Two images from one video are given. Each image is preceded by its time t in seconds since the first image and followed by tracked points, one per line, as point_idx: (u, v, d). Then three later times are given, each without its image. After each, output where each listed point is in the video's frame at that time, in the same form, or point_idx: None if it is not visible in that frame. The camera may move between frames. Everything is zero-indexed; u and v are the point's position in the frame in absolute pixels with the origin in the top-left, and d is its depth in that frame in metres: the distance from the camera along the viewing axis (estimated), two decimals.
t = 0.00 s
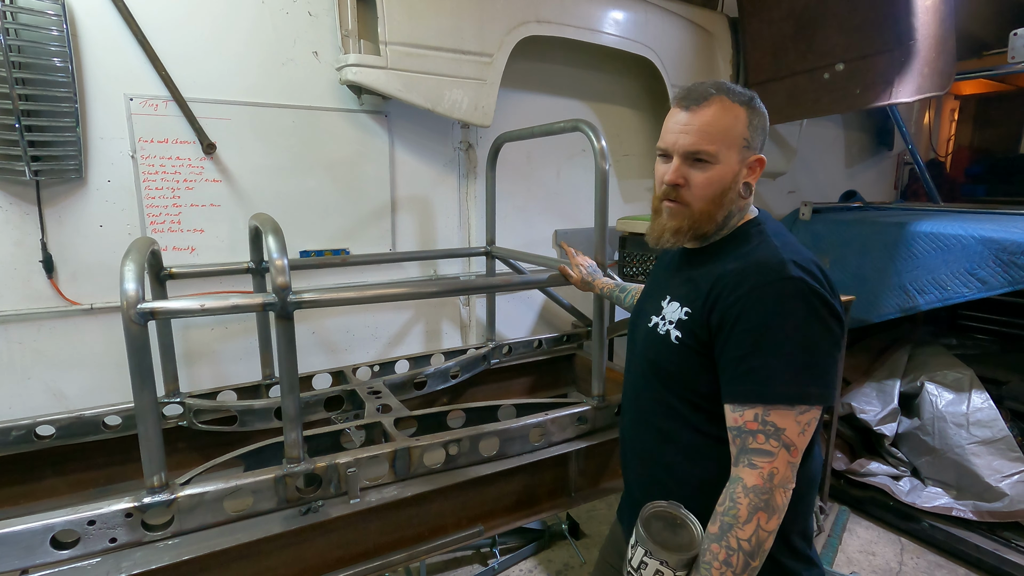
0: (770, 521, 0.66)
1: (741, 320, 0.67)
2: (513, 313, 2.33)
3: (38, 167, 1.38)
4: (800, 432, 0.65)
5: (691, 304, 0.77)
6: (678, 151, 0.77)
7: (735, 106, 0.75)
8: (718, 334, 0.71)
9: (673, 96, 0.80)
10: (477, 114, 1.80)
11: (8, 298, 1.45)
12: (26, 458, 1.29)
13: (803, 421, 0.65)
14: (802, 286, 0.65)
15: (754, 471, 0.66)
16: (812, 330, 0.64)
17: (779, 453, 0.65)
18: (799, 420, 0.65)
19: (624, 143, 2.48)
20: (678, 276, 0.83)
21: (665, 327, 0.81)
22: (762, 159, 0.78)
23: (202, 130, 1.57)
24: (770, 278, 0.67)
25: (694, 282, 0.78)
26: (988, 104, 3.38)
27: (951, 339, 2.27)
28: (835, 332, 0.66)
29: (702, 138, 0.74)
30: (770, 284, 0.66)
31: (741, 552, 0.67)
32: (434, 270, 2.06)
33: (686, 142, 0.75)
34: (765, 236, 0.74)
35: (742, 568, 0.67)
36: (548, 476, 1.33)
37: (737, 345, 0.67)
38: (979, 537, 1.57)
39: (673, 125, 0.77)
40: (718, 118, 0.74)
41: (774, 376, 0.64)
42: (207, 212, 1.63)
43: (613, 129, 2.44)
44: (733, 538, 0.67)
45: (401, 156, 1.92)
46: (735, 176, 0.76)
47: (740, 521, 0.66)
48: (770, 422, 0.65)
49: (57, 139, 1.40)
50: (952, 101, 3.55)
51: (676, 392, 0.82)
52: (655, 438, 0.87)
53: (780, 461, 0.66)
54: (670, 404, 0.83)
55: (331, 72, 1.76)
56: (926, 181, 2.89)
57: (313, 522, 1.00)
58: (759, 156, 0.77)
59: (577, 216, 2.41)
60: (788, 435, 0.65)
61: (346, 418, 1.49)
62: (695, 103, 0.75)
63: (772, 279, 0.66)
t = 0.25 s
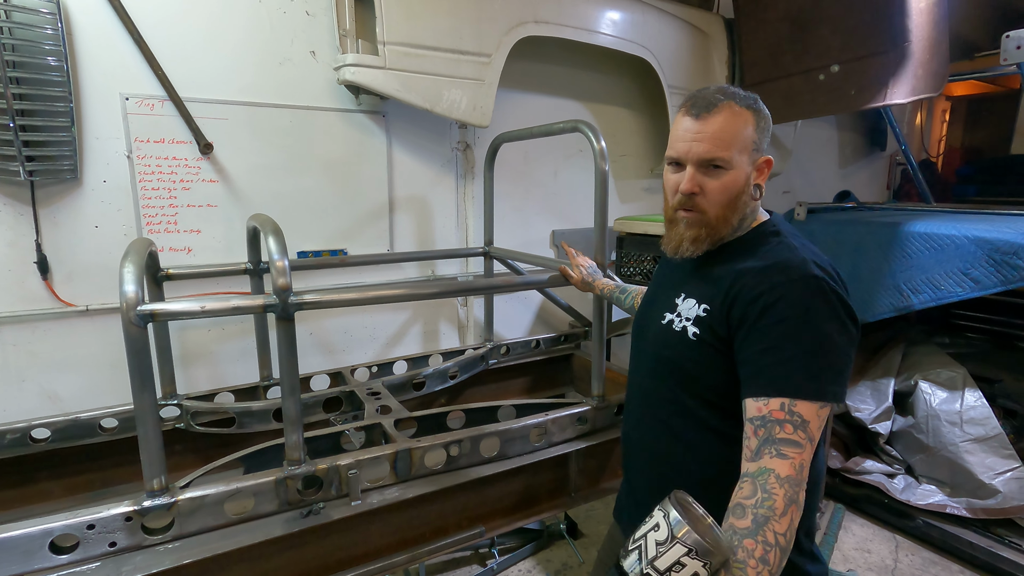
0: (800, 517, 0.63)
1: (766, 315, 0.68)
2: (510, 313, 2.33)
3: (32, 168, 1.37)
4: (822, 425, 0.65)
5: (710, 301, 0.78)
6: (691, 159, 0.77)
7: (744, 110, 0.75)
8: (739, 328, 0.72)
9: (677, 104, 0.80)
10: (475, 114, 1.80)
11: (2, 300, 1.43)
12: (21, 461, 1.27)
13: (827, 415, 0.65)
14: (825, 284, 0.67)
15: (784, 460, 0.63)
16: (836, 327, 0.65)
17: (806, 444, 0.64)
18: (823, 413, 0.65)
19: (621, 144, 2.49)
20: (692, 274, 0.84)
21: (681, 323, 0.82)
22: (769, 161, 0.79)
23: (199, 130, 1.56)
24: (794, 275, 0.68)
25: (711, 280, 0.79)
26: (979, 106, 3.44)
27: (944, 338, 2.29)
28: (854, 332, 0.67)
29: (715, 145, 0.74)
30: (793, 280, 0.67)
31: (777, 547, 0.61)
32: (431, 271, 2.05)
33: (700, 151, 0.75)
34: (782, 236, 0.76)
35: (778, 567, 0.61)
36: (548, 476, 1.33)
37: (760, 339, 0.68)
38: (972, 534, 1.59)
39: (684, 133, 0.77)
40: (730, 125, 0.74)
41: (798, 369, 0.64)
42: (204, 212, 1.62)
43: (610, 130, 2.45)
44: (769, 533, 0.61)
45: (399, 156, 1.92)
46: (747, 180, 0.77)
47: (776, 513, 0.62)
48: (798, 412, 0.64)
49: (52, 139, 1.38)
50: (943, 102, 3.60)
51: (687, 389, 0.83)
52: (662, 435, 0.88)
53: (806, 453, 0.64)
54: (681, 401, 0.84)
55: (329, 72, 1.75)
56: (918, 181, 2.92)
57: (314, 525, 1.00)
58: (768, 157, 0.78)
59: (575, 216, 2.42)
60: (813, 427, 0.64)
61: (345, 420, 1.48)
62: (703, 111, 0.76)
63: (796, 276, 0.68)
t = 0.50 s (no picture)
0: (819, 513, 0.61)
1: (769, 313, 0.68)
2: (507, 313, 2.33)
3: (25, 167, 1.35)
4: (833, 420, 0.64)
5: (711, 301, 0.78)
6: (688, 158, 0.77)
7: (741, 110, 0.75)
8: (740, 328, 0.72)
9: (676, 104, 0.81)
10: (472, 114, 1.80)
11: None
12: (14, 465, 1.26)
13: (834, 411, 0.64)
14: (825, 284, 0.67)
15: (797, 455, 0.61)
16: (837, 327, 0.65)
17: (820, 439, 0.62)
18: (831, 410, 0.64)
19: (617, 144, 2.49)
20: (692, 275, 0.84)
21: (682, 323, 0.82)
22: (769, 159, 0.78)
23: (194, 129, 1.55)
24: (796, 272, 0.68)
25: (712, 280, 0.79)
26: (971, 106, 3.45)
27: (937, 336, 2.31)
28: (852, 332, 0.68)
29: (712, 144, 0.74)
30: (795, 279, 0.67)
31: (800, 544, 0.58)
32: (428, 271, 2.05)
33: (697, 150, 0.76)
34: (782, 236, 0.76)
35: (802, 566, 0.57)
36: (547, 476, 1.33)
37: (763, 337, 0.67)
38: (966, 531, 1.61)
39: (680, 133, 0.77)
40: (726, 124, 0.74)
41: (804, 364, 0.63)
42: (199, 212, 1.61)
43: (606, 130, 2.45)
44: (789, 529, 0.58)
45: (396, 156, 1.91)
46: (744, 179, 0.77)
47: (795, 508, 0.59)
48: (810, 406, 0.62)
49: (44, 138, 1.37)
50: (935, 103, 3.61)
51: (688, 389, 0.83)
52: (664, 435, 0.88)
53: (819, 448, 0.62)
54: (682, 401, 0.84)
55: (325, 71, 1.75)
56: (911, 180, 2.89)
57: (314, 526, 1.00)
58: (767, 155, 0.78)
59: (571, 216, 2.42)
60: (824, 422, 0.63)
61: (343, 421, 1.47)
62: (701, 110, 0.76)
63: (797, 275, 0.68)
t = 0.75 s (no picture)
0: (795, 523, 0.66)
1: (761, 322, 0.69)
2: (503, 314, 2.33)
3: (18, 168, 1.34)
4: (826, 429, 0.66)
5: (708, 305, 0.78)
6: (654, 164, 0.81)
7: (706, 113, 0.76)
8: (737, 333, 0.73)
9: (654, 111, 0.84)
10: (468, 115, 1.80)
11: None
12: (8, 468, 1.24)
13: (828, 418, 0.66)
14: (820, 291, 0.68)
15: (778, 467, 0.66)
16: (832, 333, 0.66)
17: (807, 449, 0.65)
18: (825, 417, 0.66)
19: (613, 145, 2.51)
20: (690, 278, 0.85)
21: (680, 327, 0.83)
22: (746, 157, 0.76)
23: (190, 130, 1.54)
24: (789, 280, 0.69)
25: (708, 285, 0.80)
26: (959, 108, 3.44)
27: (928, 335, 2.33)
28: (849, 336, 0.68)
29: (672, 150, 0.77)
30: (790, 287, 0.68)
31: (764, 553, 0.65)
32: (425, 272, 2.05)
33: (659, 156, 0.79)
34: (777, 240, 0.75)
35: (766, 571, 0.65)
36: (545, 477, 1.33)
37: (758, 344, 0.69)
38: (957, 527, 1.59)
39: (648, 141, 0.81)
40: (685, 129, 0.76)
41: (796, 374, 0.65)
42: (194, 214, 1.60)
43: (602, 131, 2.46)
44: (755, 538, 0.66)
45: (392, 157, 1.91)
46: (712, 180, 0.77)
47: (762, 519, 0.66)
48: (797, 418, 0.66)
49: (38, 139, 1.35)
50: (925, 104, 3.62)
51: (687, 391, 0.84)
52: (664, 436, 0.89)
53: (806, 458, 0.66)
54: (682, 402, 0.85)
55: (321, 72, 1.74)
56: (903, 181, 2.91)
57: (314, 529, 0.99)
58: (743, 155, 0.76)
59: (567, 217, 2.43)
60: (815, 431, 0.65)
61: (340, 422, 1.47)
62: (667, 116, 0.79)
63: (792, 282, 0.68)
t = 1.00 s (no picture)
0: (778, 523, 0.68)
1: (756, 330, 0.70)
2: (500, 315, 2.33)
3: (14, 170, 1.33)
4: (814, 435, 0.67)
5: (705, 309, 0.79)
6: (646, 176, 0.82)
7: (689, 119, 0.77)
8: (733, 337, 0.74)
9: (640, 125, 0.85)
10: (466, 117, 1.81)
11: None
12: (3, 472, 1.23)
13: (817, 425, 0.67)
14: (816, 295, 0.68)
15: (765, 473, 0.68)
16: (828, 338, 0.67)
17: (793, 456, 0.67)
18: (814, 423, 0.67)
19: (609, 146, 2.52)
20: (687, 281, 0.86)
21: (678, 331, 0.83)
22: (736, 156, 0.77)
23: (187, 131, 1.54)
24: (785, 287, 0.69)
25: (705, 288, 0.80)
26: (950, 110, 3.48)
27: (922, 335, 2.35)
28: (846, 339, 0.69)
29: (662, 159, 0.78)
30: (785, 293, 0.69)
31: (748, 550, 0.69)
32: (422, 273, 2.05)
33: (650, 167, 0.80)
34: (775, 242, 0.76)
35: (749, 566, 0.69)
36: (544, 478, 1.34)
37: (754, 349, 0.70)
38: (952, 525, 1.60)
39: (637, 154, 0.83)
40: (672, 138, 0.77)
41: (793, 382, 0.66)
42: (191, 215, 1.60)
43: (598, 132, 2.47)
44: (741, 537, 0.69)
45: (389, 158, 1.91)
46: (705, 183, 0.77)
47: (747, 521, 0.69)
48: (786, 426, 0.67)
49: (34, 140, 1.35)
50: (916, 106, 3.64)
51: (686, 393, 0.84)
52: (664, 437, 0.89)
53: (793, 465, 0.67)
54: (681, 404, 0.86)
55: (318, 73, 1.74)
56: (895, 183, 2.94)
57: (314, 530, 0.99)
58: (733, 155, 0.77)
59: (564, 218, 2.44)
60: (803, 439, 0.67)
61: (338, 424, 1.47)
62: (654, 128, 0.80)
63: (788, 287, 0.69)
